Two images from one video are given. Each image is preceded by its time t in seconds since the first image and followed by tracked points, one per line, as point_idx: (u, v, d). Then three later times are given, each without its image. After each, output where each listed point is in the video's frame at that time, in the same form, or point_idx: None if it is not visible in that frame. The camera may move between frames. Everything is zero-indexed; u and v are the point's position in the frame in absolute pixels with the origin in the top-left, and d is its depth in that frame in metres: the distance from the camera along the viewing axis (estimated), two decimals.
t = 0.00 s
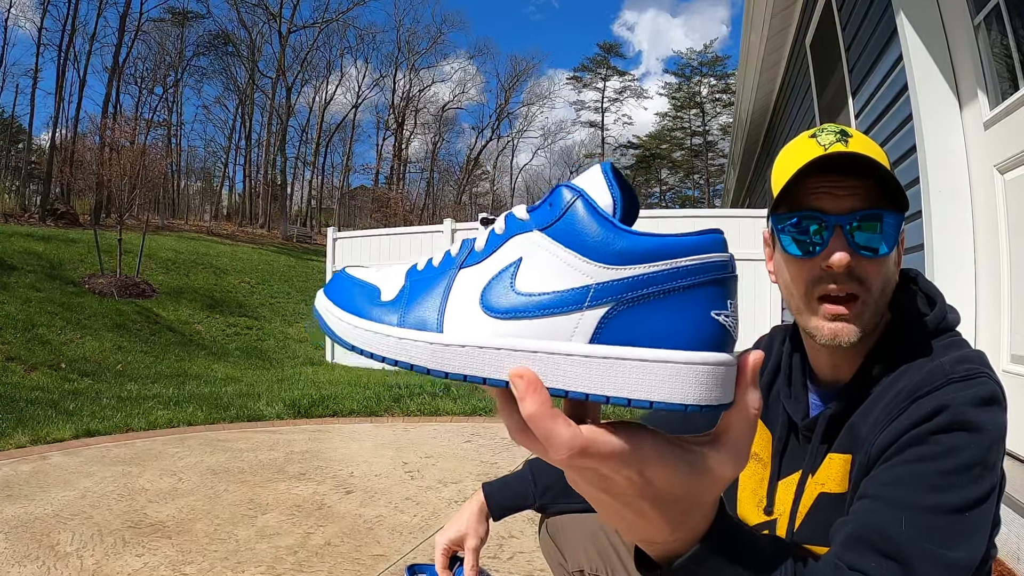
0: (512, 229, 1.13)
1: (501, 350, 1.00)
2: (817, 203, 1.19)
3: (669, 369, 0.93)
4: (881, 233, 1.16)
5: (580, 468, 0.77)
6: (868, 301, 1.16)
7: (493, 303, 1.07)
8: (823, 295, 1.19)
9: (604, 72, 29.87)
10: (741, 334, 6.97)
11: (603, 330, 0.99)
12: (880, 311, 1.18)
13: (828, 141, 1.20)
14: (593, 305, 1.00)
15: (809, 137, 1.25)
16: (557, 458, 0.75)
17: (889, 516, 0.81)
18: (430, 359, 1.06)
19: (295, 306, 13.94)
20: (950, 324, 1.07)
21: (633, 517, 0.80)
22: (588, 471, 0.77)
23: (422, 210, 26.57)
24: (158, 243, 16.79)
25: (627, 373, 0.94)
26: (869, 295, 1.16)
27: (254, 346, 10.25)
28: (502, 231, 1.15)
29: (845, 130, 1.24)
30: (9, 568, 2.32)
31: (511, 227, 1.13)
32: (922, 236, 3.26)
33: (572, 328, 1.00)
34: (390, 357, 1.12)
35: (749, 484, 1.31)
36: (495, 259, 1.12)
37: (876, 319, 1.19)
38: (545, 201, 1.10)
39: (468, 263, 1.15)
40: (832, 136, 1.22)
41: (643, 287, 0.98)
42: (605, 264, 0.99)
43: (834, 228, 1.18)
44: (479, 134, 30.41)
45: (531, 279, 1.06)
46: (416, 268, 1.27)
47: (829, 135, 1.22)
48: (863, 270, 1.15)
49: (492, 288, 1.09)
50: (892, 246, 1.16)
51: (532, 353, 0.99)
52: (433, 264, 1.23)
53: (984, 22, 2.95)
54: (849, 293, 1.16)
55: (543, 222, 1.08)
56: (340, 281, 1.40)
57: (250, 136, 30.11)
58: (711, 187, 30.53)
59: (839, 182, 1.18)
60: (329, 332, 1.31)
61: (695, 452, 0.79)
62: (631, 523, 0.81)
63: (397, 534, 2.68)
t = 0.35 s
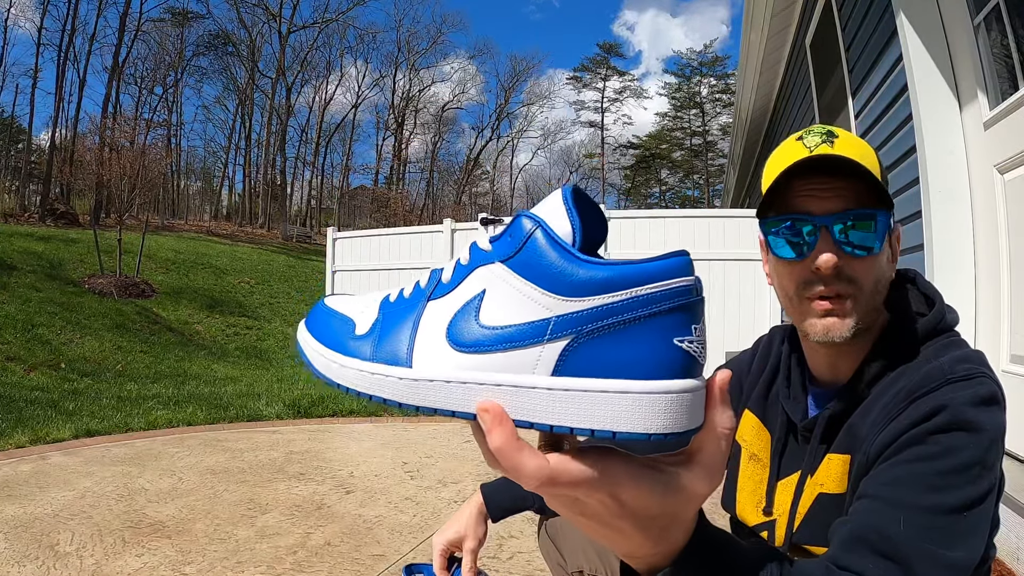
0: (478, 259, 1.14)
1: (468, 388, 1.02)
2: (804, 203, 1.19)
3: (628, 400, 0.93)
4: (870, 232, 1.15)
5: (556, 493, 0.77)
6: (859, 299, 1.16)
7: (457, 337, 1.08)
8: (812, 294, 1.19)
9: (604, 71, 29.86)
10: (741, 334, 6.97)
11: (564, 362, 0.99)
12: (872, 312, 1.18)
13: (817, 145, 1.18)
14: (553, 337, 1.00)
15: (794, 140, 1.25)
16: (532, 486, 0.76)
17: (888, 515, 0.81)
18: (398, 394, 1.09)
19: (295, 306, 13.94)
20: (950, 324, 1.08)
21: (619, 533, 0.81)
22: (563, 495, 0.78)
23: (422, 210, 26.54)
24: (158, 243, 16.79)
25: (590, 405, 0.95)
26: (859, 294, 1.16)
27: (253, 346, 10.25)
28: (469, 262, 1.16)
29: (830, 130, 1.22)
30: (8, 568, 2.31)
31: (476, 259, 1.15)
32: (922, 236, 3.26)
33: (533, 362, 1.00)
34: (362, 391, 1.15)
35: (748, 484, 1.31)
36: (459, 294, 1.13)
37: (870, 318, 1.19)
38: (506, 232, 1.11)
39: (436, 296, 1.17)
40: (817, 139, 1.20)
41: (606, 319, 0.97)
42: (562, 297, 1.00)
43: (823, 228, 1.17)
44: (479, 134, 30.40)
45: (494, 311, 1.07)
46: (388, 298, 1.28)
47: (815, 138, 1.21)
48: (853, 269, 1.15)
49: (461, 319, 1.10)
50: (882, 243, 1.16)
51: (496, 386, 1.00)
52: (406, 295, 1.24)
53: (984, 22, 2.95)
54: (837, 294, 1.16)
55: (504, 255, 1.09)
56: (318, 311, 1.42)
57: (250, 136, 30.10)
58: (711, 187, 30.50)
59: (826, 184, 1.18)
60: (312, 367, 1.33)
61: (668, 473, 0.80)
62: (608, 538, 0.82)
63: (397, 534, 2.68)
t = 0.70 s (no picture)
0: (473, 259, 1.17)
1: (455, 373, 1.05)
2: (758, 208, 1.21)
3: (597, 387, 0.93)
4: (821, 220, 1.13)
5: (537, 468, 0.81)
6: (816, 287, 1.13)
7: (453, 328, 1.11)
8: (770, 289, 1.19)
9: (604, 71, 29.87)
10: (741, 333, 6.97)
11: (544, 350, 1.00)
12: (843, 299, 1.14)
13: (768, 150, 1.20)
14: (534, 327, 1.01)
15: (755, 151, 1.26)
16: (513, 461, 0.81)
17: (883, 512, 0.81)
18: (404, 379, 1.13)
19: (295, 306, 13.94)
20: (948, 323, 1.08)
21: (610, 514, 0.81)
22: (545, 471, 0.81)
23: (422, 210, 26.54)
24: (158, 243, 16.79)
25: (567, 391, 0.95)
26: (816, 283, 1.13)
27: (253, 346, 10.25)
28: (466, 260, 1.19)
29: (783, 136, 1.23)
30: (8, 568, 2.32)
31: (472, 258, 1.18)
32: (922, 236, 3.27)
33: (517, 350, 1.02)
34: (379, 380, 1.21)
35: (749, 482, 1.32)
36: (454, 291, 1.16)
37: (840, 305, 1.14)
38: (496, 232, 1.13)
39: (439, 292, 1.20)
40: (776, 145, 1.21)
41: (577, 308, 0.97)
42: (540, 290, 1.01)
43: (773, 227, 1.18)
44: (479, 134, 30.42)
45: (485, 305, 1.09)
46: (401, 295, 1.33)
47: (771, 143, 1.22)
48: (804, 261, 1.14)
49: (456, 312, 1.13)
50: (835, 232, 1.12)
51: (485, 374, 1.03)
52: (415, 291, 1.28)
53: (984, 22, 2.95)
54: (793, 285, 1.15)
55: (493, 252, 1.12)
56: (343, 308, 1.49)
57: (250, 136, 30.10)
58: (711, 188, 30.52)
59: (773, 187, 1.19)
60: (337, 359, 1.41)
61: (646, 453, 0.82)
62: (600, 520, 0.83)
63: (397, 534, 2.68)
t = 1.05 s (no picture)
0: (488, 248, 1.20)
1: (485, 352, 1.07)
2: (757, 204, 1.23)
3: (628, 367, 1.03)
4: (815, 218, 1.12)
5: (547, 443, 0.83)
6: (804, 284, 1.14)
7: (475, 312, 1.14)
8: (762, 284, 1.20)
9: (604, 71, 29.87)
10: (741, 333, 6.96)
11: (571, 332, 1.07)
12: (831, 298, 1.14)
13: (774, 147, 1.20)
14: (561, 312, 1.08)
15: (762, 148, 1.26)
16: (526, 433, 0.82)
17: (876, 510, 0.82)
18: (421, 359, 1.12)
19: (295, 306, 13.94)
20: (943, 321, 1.08)
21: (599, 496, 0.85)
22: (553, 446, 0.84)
23: (422, 210, 26.52)
24: (158, 243, 16.79)
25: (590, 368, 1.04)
26: (805, 280, 1.14)
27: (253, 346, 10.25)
28: (481, 248, 1.21)
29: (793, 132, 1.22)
30: (9, 568, 2.32)
31: (488, 246, 1.20)
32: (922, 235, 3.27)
33: (542, 333, 1.08)
34: (389, 361, 1.18)
35: (747, 481, 1.32)
36: (471, 277, 1.18)
37: (829, 305, 1.14)
38: (517, 225, 1.18)
39: (450, 277, 1.21)
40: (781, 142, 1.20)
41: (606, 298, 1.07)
42: (569, 279, 1.07)
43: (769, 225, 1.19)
44: (479, 134, 30.41)
45: (509, 292, 1.12)
46: (400, 280, 1.31)
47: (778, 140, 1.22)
48: (794, 259, 1.14)
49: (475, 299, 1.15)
50: (828, 234, 1.12)
51: (510, 354, 1.06)
52: (418, 277, 1.27)
53: (984, 21, 2.95)
54: (784, 280, 1.16)
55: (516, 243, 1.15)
56: (326, 287, 1.42)
57: (250, 136, 30.09)
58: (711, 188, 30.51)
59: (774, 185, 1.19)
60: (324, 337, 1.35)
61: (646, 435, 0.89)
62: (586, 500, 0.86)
63: (397, 534, 2.68)
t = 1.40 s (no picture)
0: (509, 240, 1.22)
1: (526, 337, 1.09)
2: (796, 196, 1.20)
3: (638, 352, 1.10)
4: (853, 224, 1.11)
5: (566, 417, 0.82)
6: (833, 291, 1.13)
7: (507, 297, 1.15)
8: (791, 280, 1.20)
9: (604, 72, 29.89)
10: (741, 333, 6.96)
11: (599, 322, 1.13)
12: (854, 308, 1.12)
13: (822, 137, 1.15)
14: (590, 302, 1.14)
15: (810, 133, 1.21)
16: (556, 402, 0.82)
17: (881, 512, 0.81)
18: (459, 344, 1.12)
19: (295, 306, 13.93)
20: (954, 326, 1.08)
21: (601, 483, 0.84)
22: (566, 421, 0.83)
23: (422, 210, 26.52)
24: (158, 243, 16.79)
25: (620, 353, 1.08)
26: (837, 286, 1.12)
27: (253, 346, 10.25)
28: (501, 238, 1.23)
29: (843, 122, 1.17)
30: (8, 568, 2.32)
31: (510, 237, 1.23)
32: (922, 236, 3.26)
33: (572, 322, 1.14)
34: (416, 345, 1.14)
35: (750, 482, 1.31)
36: (495, 269, 1.19)
37: (851, 313, 1.13)
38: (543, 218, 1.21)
39: (471, 267, 1.22)
40: (830, 131, 1.15)
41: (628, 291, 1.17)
42: (598, 271, 1.15)
43: (806, 222, 1.17)
44: (479, 134, 30.41)
45: (539, 281, 1.16)
46: (411, 266, 1.29)
47: (827, 128, 1.17)
48: (827, 263, 1.13)
49: (504, 287, 1.17)
50: (868, 244, 1.10)
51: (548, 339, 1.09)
52: (433, 264, 1.26)
53: (984, 22, 2.95)
54: (813, 285, 1.15)
55: (542, 234, 1.19)
56: (313, 272, 1.34)
57: (250, 136, 30.09)
58: (711, 188, 30.50)
59: (819, 179, 1.17)
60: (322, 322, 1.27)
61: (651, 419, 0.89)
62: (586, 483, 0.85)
63: (397, 534, 2.68)
